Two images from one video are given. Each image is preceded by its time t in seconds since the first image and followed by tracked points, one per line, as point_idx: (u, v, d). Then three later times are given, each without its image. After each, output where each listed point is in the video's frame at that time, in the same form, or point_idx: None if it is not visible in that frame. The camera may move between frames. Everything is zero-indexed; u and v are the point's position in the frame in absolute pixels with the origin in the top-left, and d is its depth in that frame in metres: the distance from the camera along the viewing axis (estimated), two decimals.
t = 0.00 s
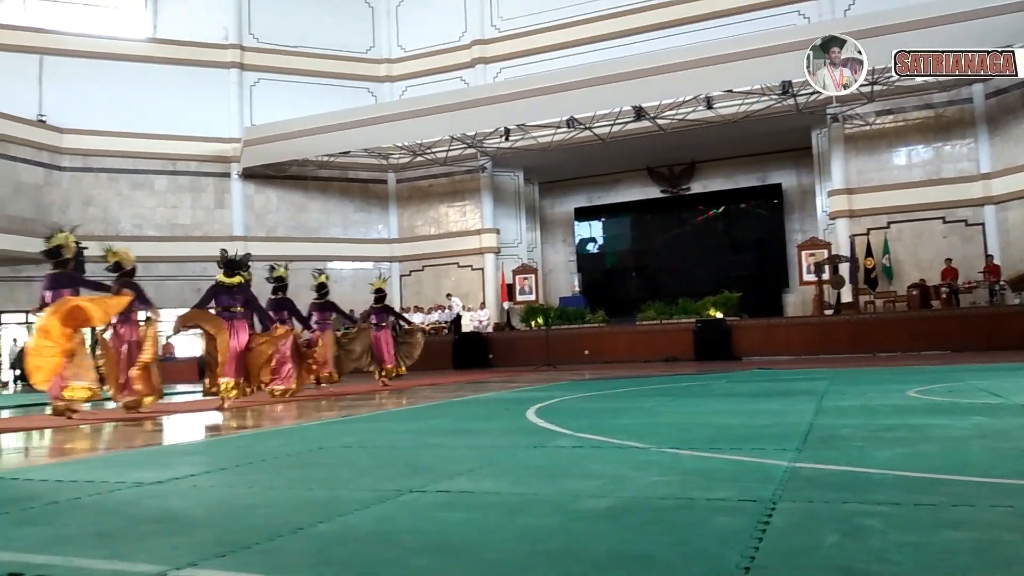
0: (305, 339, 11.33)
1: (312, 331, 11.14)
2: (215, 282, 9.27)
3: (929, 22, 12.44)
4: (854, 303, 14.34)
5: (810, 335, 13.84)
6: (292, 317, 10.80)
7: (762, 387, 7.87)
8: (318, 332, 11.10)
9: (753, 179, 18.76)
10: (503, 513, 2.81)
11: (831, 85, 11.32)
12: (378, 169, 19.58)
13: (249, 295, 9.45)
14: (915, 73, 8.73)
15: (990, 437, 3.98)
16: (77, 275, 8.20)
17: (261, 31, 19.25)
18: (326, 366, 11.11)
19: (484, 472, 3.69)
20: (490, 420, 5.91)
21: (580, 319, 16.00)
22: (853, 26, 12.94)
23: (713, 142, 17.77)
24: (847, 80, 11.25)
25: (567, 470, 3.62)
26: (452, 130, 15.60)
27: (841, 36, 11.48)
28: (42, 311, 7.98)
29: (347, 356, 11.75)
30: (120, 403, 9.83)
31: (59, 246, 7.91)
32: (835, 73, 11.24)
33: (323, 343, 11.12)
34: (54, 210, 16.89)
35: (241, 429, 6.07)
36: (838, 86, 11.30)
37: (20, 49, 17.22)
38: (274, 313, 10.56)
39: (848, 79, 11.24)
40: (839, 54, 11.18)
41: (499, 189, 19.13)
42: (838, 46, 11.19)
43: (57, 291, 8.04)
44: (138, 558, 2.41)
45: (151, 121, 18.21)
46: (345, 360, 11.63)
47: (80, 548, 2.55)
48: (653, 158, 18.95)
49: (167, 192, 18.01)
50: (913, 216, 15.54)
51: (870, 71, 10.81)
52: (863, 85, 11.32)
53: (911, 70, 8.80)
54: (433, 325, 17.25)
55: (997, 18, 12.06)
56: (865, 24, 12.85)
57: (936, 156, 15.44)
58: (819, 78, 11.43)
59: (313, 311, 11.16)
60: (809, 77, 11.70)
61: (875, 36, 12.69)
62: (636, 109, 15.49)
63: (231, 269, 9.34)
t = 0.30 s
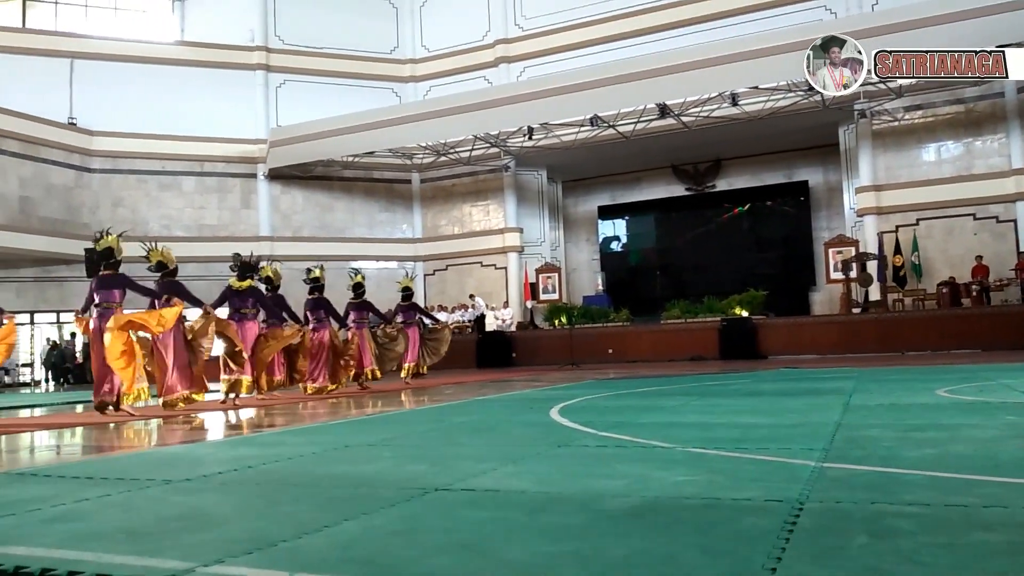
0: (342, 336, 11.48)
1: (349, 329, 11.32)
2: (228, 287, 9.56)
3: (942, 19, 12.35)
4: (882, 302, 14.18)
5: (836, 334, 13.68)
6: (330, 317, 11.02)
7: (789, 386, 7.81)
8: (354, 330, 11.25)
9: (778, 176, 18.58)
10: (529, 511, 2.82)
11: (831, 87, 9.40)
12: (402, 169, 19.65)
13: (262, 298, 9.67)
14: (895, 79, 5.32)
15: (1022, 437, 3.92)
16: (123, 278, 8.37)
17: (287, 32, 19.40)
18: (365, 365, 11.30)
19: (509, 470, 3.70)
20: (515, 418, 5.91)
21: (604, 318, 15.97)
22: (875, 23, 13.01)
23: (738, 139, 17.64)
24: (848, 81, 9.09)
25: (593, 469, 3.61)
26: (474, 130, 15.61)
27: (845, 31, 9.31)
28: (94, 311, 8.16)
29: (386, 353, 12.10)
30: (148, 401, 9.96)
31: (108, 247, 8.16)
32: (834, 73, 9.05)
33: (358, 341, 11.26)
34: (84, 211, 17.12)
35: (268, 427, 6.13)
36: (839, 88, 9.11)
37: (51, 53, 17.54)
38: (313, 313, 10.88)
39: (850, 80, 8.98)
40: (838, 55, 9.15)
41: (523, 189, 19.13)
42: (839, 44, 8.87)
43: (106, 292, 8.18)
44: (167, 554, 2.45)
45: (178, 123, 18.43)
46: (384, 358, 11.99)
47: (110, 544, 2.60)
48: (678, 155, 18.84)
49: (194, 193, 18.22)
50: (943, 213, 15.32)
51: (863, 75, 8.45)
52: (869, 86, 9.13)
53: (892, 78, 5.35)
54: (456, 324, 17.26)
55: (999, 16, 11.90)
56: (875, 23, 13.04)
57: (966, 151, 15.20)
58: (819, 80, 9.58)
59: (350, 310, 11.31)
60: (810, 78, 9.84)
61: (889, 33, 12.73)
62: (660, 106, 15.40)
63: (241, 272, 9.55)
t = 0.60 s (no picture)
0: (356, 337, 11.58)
1: (364, 329, 11.44)
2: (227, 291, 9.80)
3: (942, 18, 12.33)
4: (890, 301, 14.17)
5: (843, 333, 13.65)
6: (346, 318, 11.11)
7: (795, 385, 7.79)
8: (369, 330, 11.40)
9: (785, 176, 18.54)
10: (534, 511, 2.81)
11: (832, 85, 10.55)
12: (407, 169, 19.65)
13: (260, 299, 9.81)
14: (892, 75, 7.63)
15: None
16: (133, 279, 8.37)
17: (292, 33, 19.44)
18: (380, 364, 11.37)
19: (514, 470, 3.70)
20: (520, 419, 5.91)
21: (610, 318, 15.96)
22: (875, 22, 12.95)
23: (744, 138, 17.59)
24: (847, 81, 10.39)
25: (599, 469, 3.60)
26: (480, 130, 15.62)
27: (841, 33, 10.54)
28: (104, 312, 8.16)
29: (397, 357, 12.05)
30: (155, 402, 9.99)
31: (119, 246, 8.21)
32: (834, 73, 10.44)
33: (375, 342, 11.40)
34: (92, 211, 17.18)
35: (274, 427, 6.15)
36: (839, 86, 10.47)
37: (58, 55, 17.64)
38: (328, 313, 10.89)
39: (848, 79, 10.36)
40: (838, 54, 10.35)
41: (528, 189, 19.13)
42: (837, 46, 10.28)
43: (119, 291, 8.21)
44: (174, 554, 2.45)
45: (184, 124, 18.49)
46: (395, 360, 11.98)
47: (117, 544, 2.60)
48: (684, 155, 18.80)
49: (201, 193, 18.25)
50: (950, 212, 15.25)
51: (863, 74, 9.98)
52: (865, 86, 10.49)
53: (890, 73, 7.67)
54: (462, 324, 17.23)
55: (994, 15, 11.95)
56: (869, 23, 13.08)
57: (973, 150, 15.15)
58: (819, 78, 10.65)
59: (364, 310, 11.41)
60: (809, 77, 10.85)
61: (889, 33, 12.71)
62: (666, 105, 15.38)
63: (241, 276, 9.80)
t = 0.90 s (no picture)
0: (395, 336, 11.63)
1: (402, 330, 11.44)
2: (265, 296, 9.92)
3: (958, 16, 12.36)
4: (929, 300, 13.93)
5: (881, 333, 13.45)
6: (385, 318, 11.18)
7: (832, 386, 7.69)
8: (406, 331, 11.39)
9: (820, 173, 18.28)
10: (568, 512, 2.81)
11: (832, 85, 10.50)
12: (438, 170, 19.73)
13: (298, 302, 9.90)
14: (892, 75, 7.61)
15: None
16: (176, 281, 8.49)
17: (325, 35, 19.64)
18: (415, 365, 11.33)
19: (548, 470, 3.70)
20: (554, 419, 5.91)
21: (643, 317, 15.88)
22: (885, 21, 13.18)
23: (778, 136, 17.38)
24: (847, 81, 10.47)
25: (633, 470, 3.59)
26: (511, 130, 15.64)
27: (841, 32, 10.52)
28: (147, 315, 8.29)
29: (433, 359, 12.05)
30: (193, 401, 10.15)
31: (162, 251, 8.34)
32: (834, 73, 10.43)
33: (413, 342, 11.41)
34: (131, 214, 17.51)
35: (310, 426, 6.21)
36: (839, 86, 10.43)
37: (99, 61, 18.03)
38: (370, 312, 11.04)
39: (849, 78, 10.43)
40: (839, 54, 10.34)
41: (560, 188, 19.10)
42: (838, 46, 10.28)
43: (160, 296, 8.30)
44: (213, 551, 2.49)
45: (220, 128, 18.78)
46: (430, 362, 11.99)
47: (157, 541, 2.65)
48: (717, 153, 18.61)
49: (237, 196, 18.50)
50: (991, 209, 14.94)
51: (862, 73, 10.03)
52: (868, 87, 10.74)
53: (890, 73, 7.69)
54: (494, 324, 17.25)
55: (1003, 16, 12.00)
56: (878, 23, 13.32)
57: (1016, 146, 14.82)
58: (819, 78, 10.60)
59: (401, 311, 11.46)
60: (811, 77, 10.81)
61: (899, 33, 12.89)
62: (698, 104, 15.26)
63: (278, 279, 9.89)
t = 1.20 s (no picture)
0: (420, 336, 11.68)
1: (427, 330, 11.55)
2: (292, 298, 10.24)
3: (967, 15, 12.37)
4: (957, 299, 13.75)
5: (908, 331, 13.30)
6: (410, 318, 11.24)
7: (858, 386, 7.61)
8: (432, 331, 11.51)
9: (845, 171, 18.04)
10: (590, 512, 2.81)
11: (832, 86, 10.22)
12: (460, 171, 19.76)
13: (323, 302, 10.15)
14: (893, 76, 6.97)
15: None
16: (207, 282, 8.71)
17: (347, 37, 19.75)
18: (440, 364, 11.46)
19: (570, 470, 3.69)
20: (575, 418, 5.89)
21: (665, 317, 15.83)
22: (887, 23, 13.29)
23: (802, 133, 17.22)
24: (847, 81, 10.11)
25: (655, 470, 3.58)
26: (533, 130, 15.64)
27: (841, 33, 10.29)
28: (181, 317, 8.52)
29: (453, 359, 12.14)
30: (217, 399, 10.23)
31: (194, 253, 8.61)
32: (834, 73, 10.17)
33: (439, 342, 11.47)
34: (156, 215, 17.72)
35: (333, 424, 6.25)
36: (839, 86, 10.17)
37: (125, 63, 18.26)
38: (395, 312, 11.09)
39: (849, 78, 10.06)
40: (839, 55, 10.12)
41: (581, 188, 19.03)
42: (836, 46, 10.08)
43: (195, 296, 8.57)
44: (237, 549, 2.51)
45: (245, 129, 18.96)
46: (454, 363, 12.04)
47: (184, 539, 2.68)
48: (740, 151, 18.46)
49: (260, 197, 18.62)
50: (1020, 206, 14.72)
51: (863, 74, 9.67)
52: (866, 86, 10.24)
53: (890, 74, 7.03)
54: (515, 323, 17.21)
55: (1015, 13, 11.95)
56: (879, 24, 13.45)
57: None
58: (819, 78, 10.32)
59: (427, 311, 11.56)
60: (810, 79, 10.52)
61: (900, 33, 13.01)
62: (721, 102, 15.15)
63: (303, 281, 10.20)
